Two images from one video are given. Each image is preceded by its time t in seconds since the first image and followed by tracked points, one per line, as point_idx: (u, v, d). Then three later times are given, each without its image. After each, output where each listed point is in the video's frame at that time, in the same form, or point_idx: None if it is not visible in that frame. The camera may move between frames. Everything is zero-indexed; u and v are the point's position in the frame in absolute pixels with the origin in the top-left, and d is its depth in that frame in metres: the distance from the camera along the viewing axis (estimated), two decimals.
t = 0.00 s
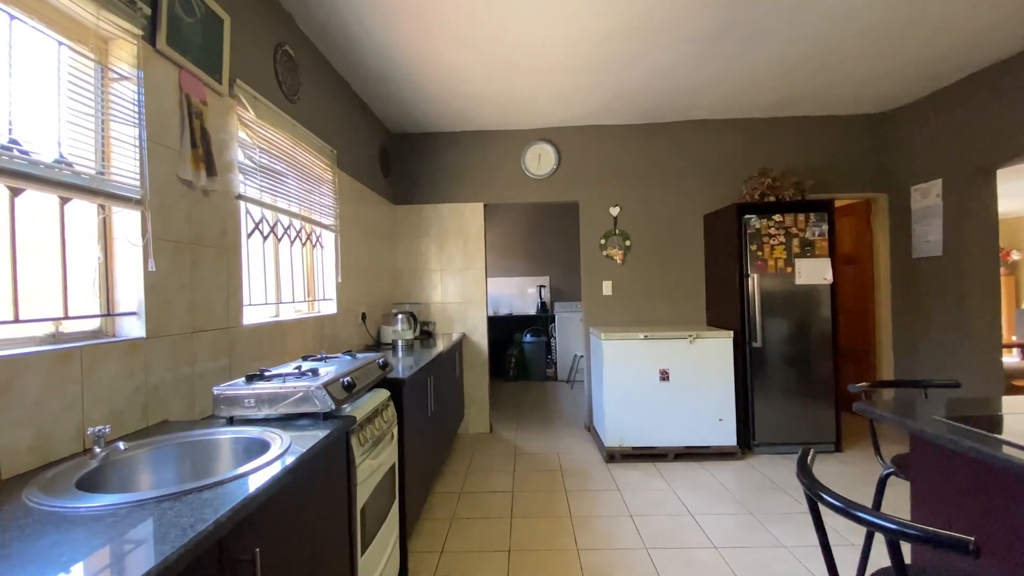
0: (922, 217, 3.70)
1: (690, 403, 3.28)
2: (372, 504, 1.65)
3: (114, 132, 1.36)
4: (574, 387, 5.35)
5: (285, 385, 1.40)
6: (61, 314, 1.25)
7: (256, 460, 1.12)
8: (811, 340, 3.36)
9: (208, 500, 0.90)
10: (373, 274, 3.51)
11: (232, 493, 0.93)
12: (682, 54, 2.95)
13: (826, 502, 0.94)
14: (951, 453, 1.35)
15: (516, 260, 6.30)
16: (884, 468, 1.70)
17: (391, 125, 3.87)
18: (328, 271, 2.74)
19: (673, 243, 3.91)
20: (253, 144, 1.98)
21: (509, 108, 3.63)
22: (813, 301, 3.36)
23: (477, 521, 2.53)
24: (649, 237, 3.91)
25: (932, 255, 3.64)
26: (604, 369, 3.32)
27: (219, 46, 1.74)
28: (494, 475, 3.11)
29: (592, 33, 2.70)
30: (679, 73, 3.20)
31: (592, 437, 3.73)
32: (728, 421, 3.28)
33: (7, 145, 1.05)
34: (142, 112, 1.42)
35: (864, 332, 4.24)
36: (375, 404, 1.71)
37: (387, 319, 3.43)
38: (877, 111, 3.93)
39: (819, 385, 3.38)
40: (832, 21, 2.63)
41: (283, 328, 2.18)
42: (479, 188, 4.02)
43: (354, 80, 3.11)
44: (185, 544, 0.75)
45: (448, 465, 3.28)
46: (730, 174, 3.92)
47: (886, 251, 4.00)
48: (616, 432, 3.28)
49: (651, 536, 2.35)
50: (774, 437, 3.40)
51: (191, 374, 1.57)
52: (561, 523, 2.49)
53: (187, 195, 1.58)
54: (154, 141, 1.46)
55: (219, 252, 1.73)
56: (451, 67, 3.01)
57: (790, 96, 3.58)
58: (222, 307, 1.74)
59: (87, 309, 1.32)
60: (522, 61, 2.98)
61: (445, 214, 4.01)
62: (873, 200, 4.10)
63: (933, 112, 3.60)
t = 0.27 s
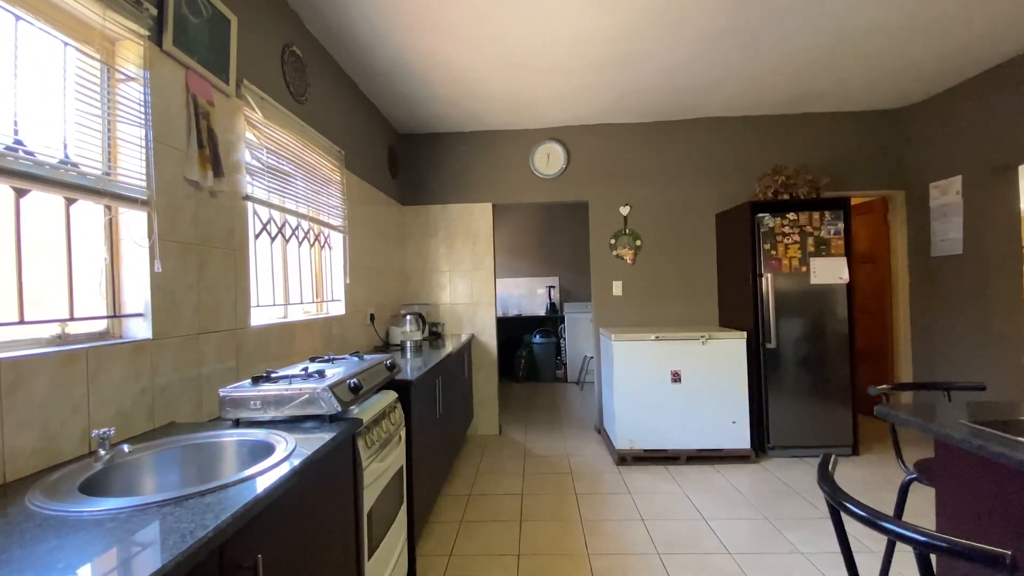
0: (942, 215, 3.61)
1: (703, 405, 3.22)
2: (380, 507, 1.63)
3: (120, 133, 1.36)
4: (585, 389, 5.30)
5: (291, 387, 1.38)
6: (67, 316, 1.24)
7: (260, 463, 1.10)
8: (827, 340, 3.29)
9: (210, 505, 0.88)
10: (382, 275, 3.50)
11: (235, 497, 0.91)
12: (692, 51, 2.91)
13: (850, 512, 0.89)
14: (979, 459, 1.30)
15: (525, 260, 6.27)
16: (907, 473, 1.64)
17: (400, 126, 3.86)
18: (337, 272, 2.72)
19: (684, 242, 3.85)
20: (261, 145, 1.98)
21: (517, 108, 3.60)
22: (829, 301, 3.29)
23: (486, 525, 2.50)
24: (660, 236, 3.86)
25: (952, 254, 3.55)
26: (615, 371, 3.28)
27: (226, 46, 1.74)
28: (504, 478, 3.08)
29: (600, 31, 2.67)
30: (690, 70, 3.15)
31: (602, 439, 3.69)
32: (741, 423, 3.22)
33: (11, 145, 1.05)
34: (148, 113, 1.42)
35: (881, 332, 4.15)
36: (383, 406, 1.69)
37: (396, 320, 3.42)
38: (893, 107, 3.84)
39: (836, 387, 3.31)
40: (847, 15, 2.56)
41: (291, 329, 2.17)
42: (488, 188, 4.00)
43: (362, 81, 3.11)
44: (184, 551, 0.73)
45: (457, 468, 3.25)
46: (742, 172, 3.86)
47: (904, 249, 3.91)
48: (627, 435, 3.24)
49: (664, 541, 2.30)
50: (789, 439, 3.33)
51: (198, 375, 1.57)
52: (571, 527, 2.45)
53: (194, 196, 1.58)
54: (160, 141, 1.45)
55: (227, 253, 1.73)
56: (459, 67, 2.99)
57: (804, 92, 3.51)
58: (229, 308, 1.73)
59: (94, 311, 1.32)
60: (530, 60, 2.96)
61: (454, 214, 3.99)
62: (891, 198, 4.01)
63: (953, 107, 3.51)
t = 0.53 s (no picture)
0: (956, 213, 3.54)
1: (712, 407, 3.16)
2: (382, 513, 1.59)
3: (118, 131, 1.33)
4: (591, 391, 5.24)
5: (292, 391, 1.35)
6: (62, 319, 1.21)
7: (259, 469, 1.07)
8: (839, 342, 3.23)
9: (203, 515, 0.84)
10: (386, 276, 3.47)
11: (231, 505, 0.88)
12: (700, 48, 2.86)
13: (877, 525, 0.84)
14: (1007, 467, 1.24)
15: (531, 261, 6.23)
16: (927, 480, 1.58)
17: (404, 126, 3.84)
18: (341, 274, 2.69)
19: (692, 242, 3.79)
20: (263, 144, 1.95)
21: (522, 107, 3.57)
22: (841, 302, 3.22)
23: (492, 529, 2.46)
24: (667, 236, 3.81)
25: (968, 253, 3.47)
26: (622, 373, 3.23)
27: (226, 44, 1.71)
28: (510, 481, 3.03)
29: (606, 28, 2.63)
30: (698, 67, 3.11)
31: (609, 442, 3.64)
32: (752, 426, 3.16)
33: (5, 144, 1.02)
34: (145, 112, 1.39)
35: (894, 333, 4.07)
36: (386, 409, 1.66)
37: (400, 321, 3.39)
38: (906, 104, 3.77)
39: (848, 388, 3.24)
40: (859, 9, 2.51)
41: (294, 331, 2.14)
42: (493, 188, 3.96)
43: (366, 81, 3.08)
44: (174, 564, 0.69)
45: (462, 471, 3.22)
46: (751, 170, 3.80)
47: (917, 249, 3.83)
48: (635, 438, 3.19)
49: (673, 547, 2.25)
50: (801, 443, 3.26)
51: (198, 378, 1.54)
52: (578, 532, 2.41)
53: (194, 196, 1.55)
54: (159, 141, 1.43)
55: (228, 254, 1.70)
56: (463, 66, 2.97)
57: (814, 89, 3.45)
58: (230, 310, 1.70)
59: (91, 313, 1.29)
60: (535, 59, 2.92)
61: (459, 215, 3.96)
62: (903, 196, 3.93)
63: (968, 103, 3.43)
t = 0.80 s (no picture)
0: (969, 211, 3.46)
1: (719, 410, 3.10)
2: (382, 522, 1.54)
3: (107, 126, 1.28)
4: (596, 392, 5.18)
5: (286, 396, 1.29)
6: (46, 321, 1.16)
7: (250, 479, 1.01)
8: (849, 343, 3.16)
9: (186, 531, 0.79)
10: (388, 277, 3.42)
11: (217, 520, 0.82)
12: (706, 43, 2.80)
13: (912, 544, 0.78)
14: None
15: (534, 261, 6.18)
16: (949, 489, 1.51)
17: (406, 125, 3.79)
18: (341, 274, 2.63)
19: (698, 241, 3.73)
20: (260, 141, 1.90)
21: (525, 105, 3.51)
22: (852, 302, 3.15)
23: (495, 536, 2.40)
24: (673, 236, 3.74)
25: (981, 252, 3.39)
26: (627, 375, 3.17)
27: (221, 38, 1.66)
28: (513, 485, 2.98)
29: (610, 23, 2.57)
30: (705, 63, 3.04)
31: (614, 445, 3.58)
32: (760, 429, 3.10)
33: None
34: (135, 106, 1.34)
35: (904, 334, 3.99)
36: (385, 414, 1.60)
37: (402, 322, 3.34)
38: (916, 100, 3.69)
39: (859, 390, 3.17)
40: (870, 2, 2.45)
41: (293, 333, 2.09)
42: (495, 188, 3.91)
43: (366, 79, 3.03)
44: None
45: (465, 475, 3.16)
46: (758, 168, 3.73)
47: (929, 248, 3.76)
48: (641, 441, 3.12)
49: (681, 554, 2.19)
50: (810, 446, 3.19)
51: (191, 383, 1.48)
52: (584, 538, 2.35)
53: (186, 194, 1.50)
54: (149, 136, 1.38)
55: (222, 254, 1.65)
56: (465, 63, 2.91)
57: (823, 85, 3.38)
58: (225, 312, 1.65)
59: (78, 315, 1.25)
60: (538, 56, 2.87)
61: (461, 214, 3.90)
62: (914, 194, 3.86)
63: (980, 98, 3.36)
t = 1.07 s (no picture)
0: (981, 208, 3.37)
1: (727, 413, 3.01)
2: (376, 535, 1.45)
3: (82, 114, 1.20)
4: (598, 394, 5.10)
5: (273, 403, 1.21)
6: (14, 324, 1.08)
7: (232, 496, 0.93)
8: (860, 344, 3.08)
9: (156, 559, 0.70)
10: (386, 277, 3.34)
11: (193, 543, 0.74)
12: (713, 36, 2.72)
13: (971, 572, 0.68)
14: None
15: (536, 261, 6.10)
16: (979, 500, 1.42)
17: (404, 122, 3.70)
18: (337, 274, 2.54)
19: (704, 240, 3.65)
20: (250, 135, 1.82)
21: (526, 101, 3.43)
22: (862, 302, 3.07)
23: (496, 544, 2.32)
24: (678, 234, 3.66)
25: (994, 250, 3.30)
26: (631, 377, 3.08)
27: (207, 25, 1.58)
28: (515, 491, 2.89)
29: (614, 16, 2.49)
30: (711, 57, 2.96)
31: (619, 449, 3.49)
32: (769, 433, 3.01)
33: None
34: (114, 94, 1.26)
35: (914, 334, 3.91)
36: (380, 421, 1.51)
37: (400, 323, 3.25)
38: (926, 95, 3.61)
39: (870, 392, 3.08)
40: None
41: (286, 335, 2.01)
42: (496, 186, 3.82)
43: (363, 74, 2.95)
44: None
45: (465, 480, 3.07)
46: (765, 165, 3.65)
47: (939, 246, 3.68)
48: (646, 445, 3.04)
49: (690, 564, 2.10)
50: (820, 450, 3.11)
51: (175, 389, 1.40)
52: (588, 547, 2.26)
53: (170, 188, 1.42)
54: (128, 126, 1.29)
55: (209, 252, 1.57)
56: (465, 57, 2.83)
57: (831, 79, 3.30)
58: (212, 313, 1.57)
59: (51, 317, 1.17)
60: (540, 50, 2.79)
61: (461, 213, 3.82)
62: (924, 191, 3.77)
63: (992, 93, 3.27)
